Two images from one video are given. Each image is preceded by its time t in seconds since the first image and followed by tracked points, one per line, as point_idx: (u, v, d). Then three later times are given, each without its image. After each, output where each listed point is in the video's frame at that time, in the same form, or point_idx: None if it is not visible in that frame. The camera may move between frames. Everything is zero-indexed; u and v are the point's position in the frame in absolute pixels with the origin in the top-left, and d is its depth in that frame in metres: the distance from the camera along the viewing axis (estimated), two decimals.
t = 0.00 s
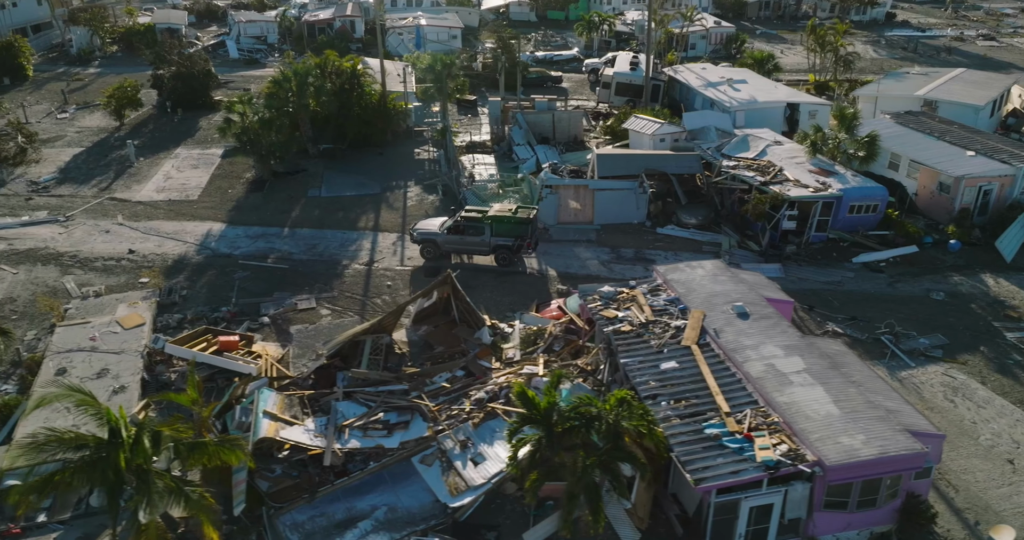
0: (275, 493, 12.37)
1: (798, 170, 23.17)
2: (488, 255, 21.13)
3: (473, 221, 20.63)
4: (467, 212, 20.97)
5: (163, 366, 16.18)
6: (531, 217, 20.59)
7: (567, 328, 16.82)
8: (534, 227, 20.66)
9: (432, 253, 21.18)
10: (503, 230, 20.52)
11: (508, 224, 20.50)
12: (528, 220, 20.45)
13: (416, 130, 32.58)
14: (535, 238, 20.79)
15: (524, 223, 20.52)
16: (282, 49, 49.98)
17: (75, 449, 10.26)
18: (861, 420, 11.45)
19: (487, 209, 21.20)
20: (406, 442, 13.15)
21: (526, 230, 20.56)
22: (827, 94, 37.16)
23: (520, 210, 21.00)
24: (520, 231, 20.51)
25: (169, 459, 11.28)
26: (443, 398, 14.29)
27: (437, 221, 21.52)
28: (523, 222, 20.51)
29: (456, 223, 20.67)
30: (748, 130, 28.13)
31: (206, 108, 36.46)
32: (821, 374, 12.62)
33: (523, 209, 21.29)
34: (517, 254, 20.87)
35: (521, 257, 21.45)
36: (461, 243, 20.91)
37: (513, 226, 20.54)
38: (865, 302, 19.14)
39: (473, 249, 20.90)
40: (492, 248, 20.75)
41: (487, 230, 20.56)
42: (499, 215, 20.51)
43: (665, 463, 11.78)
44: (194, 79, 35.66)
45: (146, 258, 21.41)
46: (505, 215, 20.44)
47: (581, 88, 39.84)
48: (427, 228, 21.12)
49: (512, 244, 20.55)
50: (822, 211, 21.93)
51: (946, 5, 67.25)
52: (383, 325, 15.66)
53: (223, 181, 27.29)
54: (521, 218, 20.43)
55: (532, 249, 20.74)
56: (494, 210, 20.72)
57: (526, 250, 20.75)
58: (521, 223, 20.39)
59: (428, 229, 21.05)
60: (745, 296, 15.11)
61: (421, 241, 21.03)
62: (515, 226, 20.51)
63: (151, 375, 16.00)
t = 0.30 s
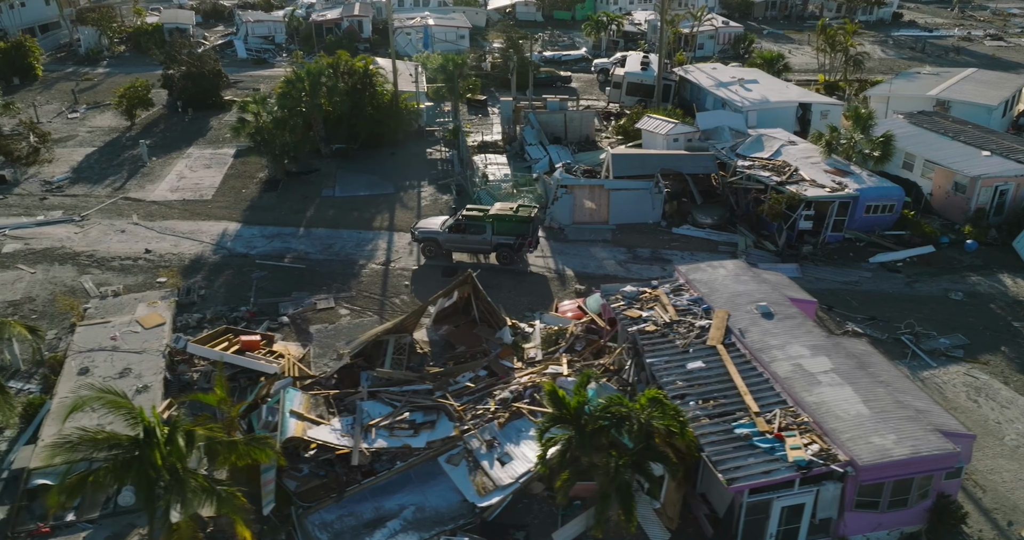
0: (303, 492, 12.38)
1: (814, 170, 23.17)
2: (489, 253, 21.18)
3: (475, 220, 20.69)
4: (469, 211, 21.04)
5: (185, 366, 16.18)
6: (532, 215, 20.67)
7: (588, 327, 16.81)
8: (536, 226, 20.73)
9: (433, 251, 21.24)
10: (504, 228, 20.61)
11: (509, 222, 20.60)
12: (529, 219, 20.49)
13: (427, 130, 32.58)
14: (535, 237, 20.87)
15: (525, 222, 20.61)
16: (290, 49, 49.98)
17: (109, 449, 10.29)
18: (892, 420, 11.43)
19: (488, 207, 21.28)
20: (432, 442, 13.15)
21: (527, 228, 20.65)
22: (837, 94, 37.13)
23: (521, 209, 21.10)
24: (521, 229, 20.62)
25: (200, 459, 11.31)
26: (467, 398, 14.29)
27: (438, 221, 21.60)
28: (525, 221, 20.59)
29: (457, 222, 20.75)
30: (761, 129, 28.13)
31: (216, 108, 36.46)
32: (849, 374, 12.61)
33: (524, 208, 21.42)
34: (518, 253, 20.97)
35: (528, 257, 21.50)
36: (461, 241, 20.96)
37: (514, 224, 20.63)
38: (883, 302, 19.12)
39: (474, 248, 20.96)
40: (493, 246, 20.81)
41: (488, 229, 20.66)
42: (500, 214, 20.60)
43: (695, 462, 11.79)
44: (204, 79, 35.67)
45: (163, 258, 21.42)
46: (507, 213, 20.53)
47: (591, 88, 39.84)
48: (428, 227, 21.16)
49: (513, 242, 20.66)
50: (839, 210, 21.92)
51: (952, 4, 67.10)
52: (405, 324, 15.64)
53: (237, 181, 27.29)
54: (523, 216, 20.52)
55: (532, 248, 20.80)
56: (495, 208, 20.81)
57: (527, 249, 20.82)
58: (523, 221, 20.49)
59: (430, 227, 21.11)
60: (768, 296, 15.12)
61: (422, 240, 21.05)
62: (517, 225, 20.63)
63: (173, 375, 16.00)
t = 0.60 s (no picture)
0: (338, 492, 12.38)
1: (834, 170, 23.14)
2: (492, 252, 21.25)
3: (478, 218, 20.73)
4: (472, 210, 21.07)
5: (212, 365, 16.18)
6: (534, 213, 20.70)
7: (614, 327, 16.79)
8: (538, 223, 20.75)
9: (437, 250, 21.31)
10: (507, 227, 20.64)
11: (512, 220, 20.63)
12: (532, 217, 20.51)
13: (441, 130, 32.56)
14: (538, 235, 20.91)
15: (527, 220, 20.64)
16: (300, 49, 49.99)
17: (150, 449, 10.32)
18: (930, 420, 11.41)
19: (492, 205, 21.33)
20: (466, 441, 13.16)
21: (530, 226, 20.67)
22: (850, 93, 37.08)
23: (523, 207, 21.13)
24: (524, 227, 20.65)
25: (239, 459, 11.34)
26: (498, 397, 14.29)
27: (441, 219, 21.61)
28: (528, 219, 20.61)
29: (460, 221, 20.81)
30: (778, 129, 28.10)
31: (229, 108, 36.49)
32: (884, 374, 12.59)
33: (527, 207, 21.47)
34: (521, 250, 21.04)
35: (549, 257, 21.52)
36: (465, 240, 21.04)
37: (517, 222, 20.66)
38: (907, 302, 19.10)
39: (477, 246, 21.04)
40: (497, 245, 20.88)
41: (491, 227, 20.69)
42: (503, 213, 20.62)
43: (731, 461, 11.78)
44: (217, 79, 35.67)
45: (184, 258, 21.44)
46: (510, 212, 20.55)
47: (603, 88, 39.82)
48: (432, 226, 21.23)
49: (517, 240, 20.72)
50: (859, 210, 21.90)
51: (960, 4, 67.03)
52: (433, 324, 15.63)
53: (254, 181, 27.31)
54: (526, 215, 20.54)
55: (536, 245, 20.84)
56: (498, 207, 20.82)
57: (530, 246, 20.88)
58: (527, 219, 20.51)
59: (433, 226, 21.18)
60: (798, 296, 15.12)
61: (426, 239, 21.13)
62: (520, 223, 20.65)
63: (200, 374, 16.00)
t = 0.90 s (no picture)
0: (364, 492, 12.38)
1: (848, 170, 23.11)
2: (496, 251, 21.27)
3: (481, 217, 20.76)
4: (475, 208, 21.09)
5: (232, 364, 16.18)
6: (537, 212, 20.73)
7: (634, 327, 16.76)
8: (541, 222, 20.77)
9: (439, 249, 21.35)
10: (510, 226, 20.67)
11: (515, 219, 20.66)
12: (535, 215, 20.55)
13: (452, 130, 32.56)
14: (541, 234, 20.93)
15: (530, 219, 20.67)
16: (307, 49, 50.01)
17: (179, 450, 10.35)
18: (959, 421, 11.39)
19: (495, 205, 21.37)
20: (490, 441, 13.15)
21: (533, 225, 20.71)
22: (859, 93, 37.07)
23: (526, 206, 21.15)
24: (527, 226, 20.69)
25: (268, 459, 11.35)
26: (520, 397, 14.28)
27: (444, 219, 21.63)
28: (532, 218, 20.66)
29: (463, 219, 20.85)
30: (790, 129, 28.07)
31: (239, 108, 36.52)
32: (911, 374, 12.59)
33: (529, 206, 21.50)
34: (524, 249, 21.06)
35: (565, 257, 21.51)
36: (468, 239, 21.06)
37: (520, 221, 20.69)
38: (925, 302, 19.08)
39: (481, 245, 21.07)
40: (499, 243, 20.91)
41: (495, 226, 20.74)
42: (506, 212, 20.64)
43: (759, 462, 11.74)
44: (227, 78, 35.68)
45: (199, 258, 21.44)
46: (514, 210, 20.57)
47: (611, 88, 39.83)
48: (435, 225, 21.27)
49: (520, 239, 20.75)
50: (875, 210, 21.87)
51: (966, 5, 66.97)
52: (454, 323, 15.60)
53: (266, 181, 27.33)
54: (529, 213, 20.59)
55: (539, 244, 20.84)
56: (501, 205, 20.85)
57: (533, 245, 20.88)
58: (530, 218, 20.55)
59: (435, 225, 21.20)
60: (820, 296, 15.11)
61: (428, 238, 21.15)
62: (522, 222, 20.68)
63: (221, 374, 15.99)
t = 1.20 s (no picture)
0: (401, 492, 12.38)
1: (870, 170, 23.05)
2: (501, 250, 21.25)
3: (486, 217, 20.79)
4: (480, 207, 21.12)
5: (261, 364, 16.18)
6: (542, 212, 20.65)
7: (662, 327, 16.70)
8: (547, 222, 20.70)
9: (444, 247, 21.34)
10: (515, 225, 20.63)
11: (520, 219, 20.60)
12: (540, 215, 20.52)
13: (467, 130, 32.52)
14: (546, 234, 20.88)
15: (535, 219, 20.59)
16: (318, 49, 50.01)
17: (223, 450, 10.35)
18: (1002, 422, 11.35)
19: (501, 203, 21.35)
20: (526, 442, 13.11)
21: (538, 224, 20.66)
22: (873, 93, 37.02)
23: (532, 205, 21.07)
24: (532, 226, 20.64)
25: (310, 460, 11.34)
26: (553, 398, 14.26)
27: (448, 218, 21.59)
28: (537, 217, 20.60)
29: (469, 219, 20.89)
30: (808, 129, 28.04)
31: (253, 107, 36.49)
32: (949, 375, 12.55)
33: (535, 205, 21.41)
34: (530, 248, 20.99)
35: (587, 258, 21.48)
36: (473, 238, 21.07)
37: (526, 221, 20.64)
38: (950, 302, 19.04)
39: (486, 244, 21.07)
40: (505, 243, 20.89)
41: (500, 225, 20.74)
42: (511, 211, 20.59)
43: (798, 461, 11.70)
44: (240, 78, 35.63)
45: (221, 258, 21.41)
46: (518, 210, 20.52)
47: (624, 88, 39.82)
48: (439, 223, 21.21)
49: (525, 238, 20.70)
50: (898, 211, 21.80)
51: (975, 5, 66.87)
52: (484, 323, 15.57)
53: (284, 181, 27.34)
54: (534, 212, 20.55)
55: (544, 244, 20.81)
56: (507, 204, 20.81)
57: (539, 245, 20.84)
58: (535, 218, 20.51)
59: (441, 224, 21.21)
60: (852, 296, 15.07)
61: (433, 236, 21.10)
62: (528, 221, 20.62)
63: (250, 374, 15.99)
